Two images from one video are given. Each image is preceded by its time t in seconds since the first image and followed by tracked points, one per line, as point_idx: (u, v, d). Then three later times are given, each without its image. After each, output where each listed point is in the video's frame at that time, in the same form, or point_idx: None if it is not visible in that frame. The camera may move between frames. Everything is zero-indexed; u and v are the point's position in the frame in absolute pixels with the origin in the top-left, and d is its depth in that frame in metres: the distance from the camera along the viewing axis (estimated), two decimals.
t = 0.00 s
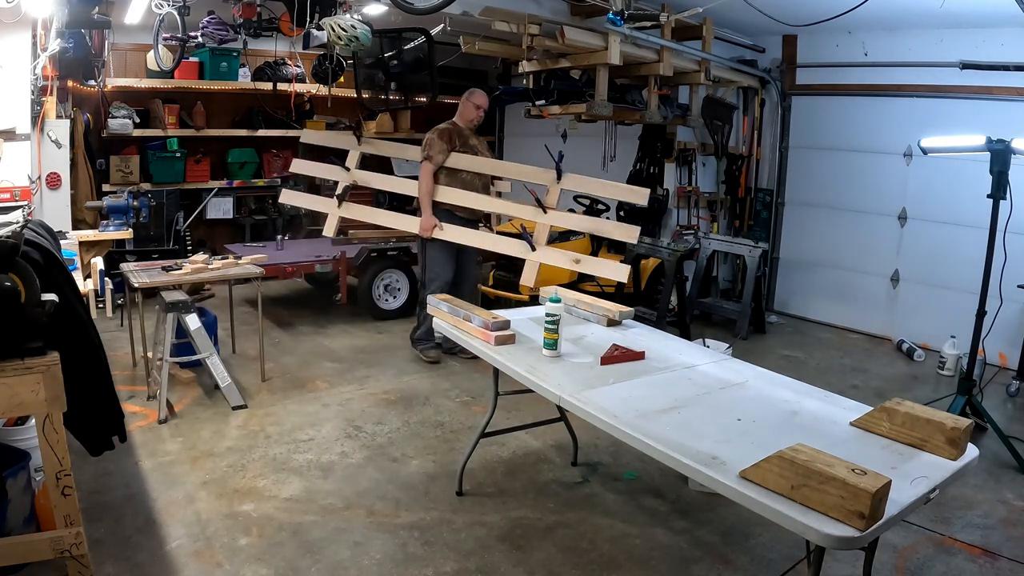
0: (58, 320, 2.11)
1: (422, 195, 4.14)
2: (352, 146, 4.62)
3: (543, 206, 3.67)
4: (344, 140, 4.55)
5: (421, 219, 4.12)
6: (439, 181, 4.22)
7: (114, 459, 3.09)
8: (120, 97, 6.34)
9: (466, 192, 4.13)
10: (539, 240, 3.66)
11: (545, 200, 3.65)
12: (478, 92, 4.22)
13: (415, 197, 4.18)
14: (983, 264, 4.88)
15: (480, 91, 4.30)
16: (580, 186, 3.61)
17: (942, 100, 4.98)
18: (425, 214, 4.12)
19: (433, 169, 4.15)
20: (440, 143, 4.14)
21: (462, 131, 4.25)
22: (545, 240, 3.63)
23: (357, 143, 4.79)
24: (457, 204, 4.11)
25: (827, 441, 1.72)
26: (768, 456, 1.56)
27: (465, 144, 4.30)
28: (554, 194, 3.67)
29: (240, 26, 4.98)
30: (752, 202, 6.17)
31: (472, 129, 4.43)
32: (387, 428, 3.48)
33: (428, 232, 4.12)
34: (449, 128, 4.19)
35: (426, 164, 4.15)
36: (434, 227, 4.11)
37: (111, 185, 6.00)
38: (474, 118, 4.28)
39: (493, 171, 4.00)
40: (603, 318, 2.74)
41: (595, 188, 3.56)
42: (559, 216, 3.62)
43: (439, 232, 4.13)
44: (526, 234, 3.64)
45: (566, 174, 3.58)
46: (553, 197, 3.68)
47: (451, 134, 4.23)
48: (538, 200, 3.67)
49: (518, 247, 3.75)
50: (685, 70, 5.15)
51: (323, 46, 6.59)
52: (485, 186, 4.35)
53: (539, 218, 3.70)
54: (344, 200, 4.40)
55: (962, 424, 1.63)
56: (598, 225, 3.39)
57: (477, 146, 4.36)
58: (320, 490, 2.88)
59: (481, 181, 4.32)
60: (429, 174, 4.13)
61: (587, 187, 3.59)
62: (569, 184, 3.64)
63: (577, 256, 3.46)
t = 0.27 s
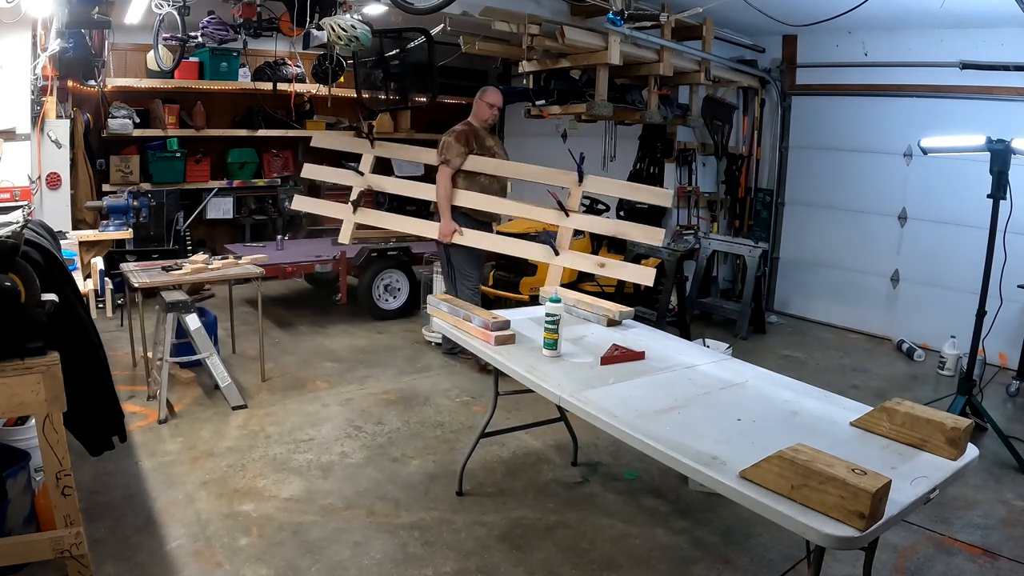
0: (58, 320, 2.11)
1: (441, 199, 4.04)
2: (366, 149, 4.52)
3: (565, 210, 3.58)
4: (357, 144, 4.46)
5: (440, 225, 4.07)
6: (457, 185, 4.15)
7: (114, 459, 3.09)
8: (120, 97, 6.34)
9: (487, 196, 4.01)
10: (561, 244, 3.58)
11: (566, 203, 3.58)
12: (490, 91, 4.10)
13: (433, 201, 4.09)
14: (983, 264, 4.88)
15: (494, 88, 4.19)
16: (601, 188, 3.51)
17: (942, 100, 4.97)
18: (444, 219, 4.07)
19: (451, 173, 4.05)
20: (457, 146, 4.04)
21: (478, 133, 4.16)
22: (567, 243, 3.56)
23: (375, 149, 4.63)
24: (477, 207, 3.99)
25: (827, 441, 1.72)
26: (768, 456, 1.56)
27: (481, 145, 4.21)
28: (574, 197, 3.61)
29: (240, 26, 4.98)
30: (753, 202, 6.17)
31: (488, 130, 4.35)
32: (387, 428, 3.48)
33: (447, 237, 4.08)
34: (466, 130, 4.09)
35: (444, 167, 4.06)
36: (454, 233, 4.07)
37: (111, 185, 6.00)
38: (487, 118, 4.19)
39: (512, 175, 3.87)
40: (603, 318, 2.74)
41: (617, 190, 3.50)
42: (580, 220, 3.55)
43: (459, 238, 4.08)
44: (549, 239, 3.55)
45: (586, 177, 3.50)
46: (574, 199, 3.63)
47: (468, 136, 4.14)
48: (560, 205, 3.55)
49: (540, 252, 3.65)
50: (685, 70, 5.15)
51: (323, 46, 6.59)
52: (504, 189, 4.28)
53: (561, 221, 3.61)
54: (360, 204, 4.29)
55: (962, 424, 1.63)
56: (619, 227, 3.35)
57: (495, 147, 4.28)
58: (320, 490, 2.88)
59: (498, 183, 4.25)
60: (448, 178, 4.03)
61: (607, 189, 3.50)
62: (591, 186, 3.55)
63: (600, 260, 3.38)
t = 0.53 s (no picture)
0: (58, 320, 2.11)
1: (460, 207, 3.70)
2: (379, 154, 4.19)
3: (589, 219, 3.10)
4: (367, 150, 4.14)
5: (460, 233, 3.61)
6: (478, 192, 3.87)
7: (114, 459, 3.09)
8: (120, 97, 6.34)
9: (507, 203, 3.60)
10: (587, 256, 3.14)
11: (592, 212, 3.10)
12: (503, 92, 3.90)
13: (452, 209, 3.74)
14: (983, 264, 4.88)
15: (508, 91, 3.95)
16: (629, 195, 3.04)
17: (942, 100, 4.98)
18: (464, 227, 3.63)
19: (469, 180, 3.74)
20: (476, 152, 3.75)
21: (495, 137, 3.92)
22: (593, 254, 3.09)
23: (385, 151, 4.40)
24: (498, 215, 3.60)
25: (827, 441, 1.72)
26: (768, 456, 1.56)
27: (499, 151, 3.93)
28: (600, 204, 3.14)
29: (240, 26, 4.98)
30: (753, 202, 6.20)
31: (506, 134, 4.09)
32: (387, 428, 3.48)
33: (468, 247, 3.60)
34: (484, 135, 3.84)
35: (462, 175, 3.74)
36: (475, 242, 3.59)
37: (111, 185, 6.00)
38: (505, 120, 3.89)
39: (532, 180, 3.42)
40: (603, 318, 2.74)
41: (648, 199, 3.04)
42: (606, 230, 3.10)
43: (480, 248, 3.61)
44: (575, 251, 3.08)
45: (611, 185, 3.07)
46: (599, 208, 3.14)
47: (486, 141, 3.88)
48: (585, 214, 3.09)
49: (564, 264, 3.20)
50: (685, 70, 5.14)
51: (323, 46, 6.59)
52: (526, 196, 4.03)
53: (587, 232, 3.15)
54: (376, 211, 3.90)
55: (962, 424, 1.63)
56: (649, 238, 2.91)
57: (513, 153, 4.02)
58: (320, 490, 2.88)
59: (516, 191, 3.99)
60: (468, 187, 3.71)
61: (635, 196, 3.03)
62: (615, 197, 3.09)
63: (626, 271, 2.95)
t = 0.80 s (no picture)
0: (58, 320, 2.11)
1: (483, 208, 3.30)
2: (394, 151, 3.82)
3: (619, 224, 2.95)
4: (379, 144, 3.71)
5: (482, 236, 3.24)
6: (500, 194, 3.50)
7: (114, 459, 3.09)
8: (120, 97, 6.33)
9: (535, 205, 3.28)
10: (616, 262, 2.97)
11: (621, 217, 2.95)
12: (528, 88, 3.56)
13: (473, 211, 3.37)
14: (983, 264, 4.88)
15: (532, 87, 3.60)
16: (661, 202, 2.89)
17: (942, 100, 4.98)
18: (486, 229, 3.24)
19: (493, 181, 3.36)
20: (500, 150, 3.39)
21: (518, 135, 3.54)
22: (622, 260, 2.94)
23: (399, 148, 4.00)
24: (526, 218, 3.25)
25: (827, 441, 1.72)
26: (768, 456, 1.56)
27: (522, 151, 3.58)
28: (630, 209, 2.96)
29: (240, 26, 4.98)
30: (753, 202, 6.17)
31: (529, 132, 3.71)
32: (387, 428, 3.48)
33: (490, 250, 3.24)
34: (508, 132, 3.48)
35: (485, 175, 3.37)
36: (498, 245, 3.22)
37: (111, 185, 6.00)
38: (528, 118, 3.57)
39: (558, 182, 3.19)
40: (603, 318, 2.74)
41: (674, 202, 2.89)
42: (637, 235, 2.93)
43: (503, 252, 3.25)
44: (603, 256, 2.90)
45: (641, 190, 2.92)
46: (630, 213, 2.97)
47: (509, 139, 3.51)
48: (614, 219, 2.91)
49: (590, 270, 3.01)
50: (685, 70, 5.14)
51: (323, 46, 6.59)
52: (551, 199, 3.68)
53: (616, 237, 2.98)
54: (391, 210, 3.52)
55: (962, 424, 1.63)
56: (682, 245, 2.77)
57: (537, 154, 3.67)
58: (320, 490, 2.88)
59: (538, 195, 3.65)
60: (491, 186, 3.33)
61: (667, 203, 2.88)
62: (645, 202, 2.93)
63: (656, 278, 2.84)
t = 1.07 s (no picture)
0: (58, 320, 2.11)
1: (512, 212, 3.29)
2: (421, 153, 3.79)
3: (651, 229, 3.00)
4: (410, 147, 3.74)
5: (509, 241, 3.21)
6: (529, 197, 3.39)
7: (114, 459, 3.09)
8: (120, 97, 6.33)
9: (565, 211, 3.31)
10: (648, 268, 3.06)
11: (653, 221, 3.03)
12: (559, 88, 3.40)
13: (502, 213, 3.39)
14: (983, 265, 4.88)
15: (566, 87, 3.43)
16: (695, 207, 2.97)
17: (942, 100, 4.97)
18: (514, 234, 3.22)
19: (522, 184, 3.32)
20: (529, 152, 3.34)
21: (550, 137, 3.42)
22: (654, 265, 3.02)
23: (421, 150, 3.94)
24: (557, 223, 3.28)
25: (826, 441, 1.72)
26: (768, 456, 1.56)
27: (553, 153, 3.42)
28: (664, 214, 3.05)
29: (240, 26, 4.98)
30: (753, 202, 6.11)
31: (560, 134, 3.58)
32: (387, 429, 3.48)
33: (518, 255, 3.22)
34: (538, 133, 3.35)
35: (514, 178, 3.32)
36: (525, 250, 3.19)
37: (111, 185, 6.00)
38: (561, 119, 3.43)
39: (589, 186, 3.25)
40: (603, 318, 2.74)
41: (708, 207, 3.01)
42: (669, 240, 3.00)
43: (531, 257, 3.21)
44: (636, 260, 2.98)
45: (675, 195, 3.00)
46: (662, 219, 3.07)
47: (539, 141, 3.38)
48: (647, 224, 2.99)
49: (622, 275, 3.08)
50: (685, 70, 5.14)
51: (323, 45, 6.59)
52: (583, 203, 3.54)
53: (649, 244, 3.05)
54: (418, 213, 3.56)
55: (962, 424, 1.63)
56: (714, 251, 2.88)
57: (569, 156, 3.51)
58: (320, 490, 2.88)
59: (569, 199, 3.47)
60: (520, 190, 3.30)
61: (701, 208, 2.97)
62: (678, 207, 3.03)
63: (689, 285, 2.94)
